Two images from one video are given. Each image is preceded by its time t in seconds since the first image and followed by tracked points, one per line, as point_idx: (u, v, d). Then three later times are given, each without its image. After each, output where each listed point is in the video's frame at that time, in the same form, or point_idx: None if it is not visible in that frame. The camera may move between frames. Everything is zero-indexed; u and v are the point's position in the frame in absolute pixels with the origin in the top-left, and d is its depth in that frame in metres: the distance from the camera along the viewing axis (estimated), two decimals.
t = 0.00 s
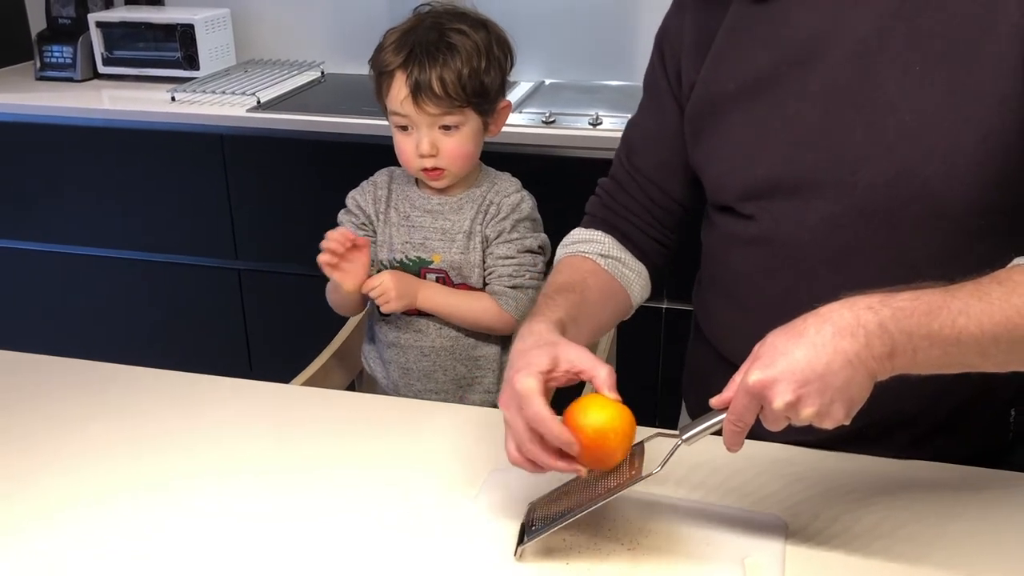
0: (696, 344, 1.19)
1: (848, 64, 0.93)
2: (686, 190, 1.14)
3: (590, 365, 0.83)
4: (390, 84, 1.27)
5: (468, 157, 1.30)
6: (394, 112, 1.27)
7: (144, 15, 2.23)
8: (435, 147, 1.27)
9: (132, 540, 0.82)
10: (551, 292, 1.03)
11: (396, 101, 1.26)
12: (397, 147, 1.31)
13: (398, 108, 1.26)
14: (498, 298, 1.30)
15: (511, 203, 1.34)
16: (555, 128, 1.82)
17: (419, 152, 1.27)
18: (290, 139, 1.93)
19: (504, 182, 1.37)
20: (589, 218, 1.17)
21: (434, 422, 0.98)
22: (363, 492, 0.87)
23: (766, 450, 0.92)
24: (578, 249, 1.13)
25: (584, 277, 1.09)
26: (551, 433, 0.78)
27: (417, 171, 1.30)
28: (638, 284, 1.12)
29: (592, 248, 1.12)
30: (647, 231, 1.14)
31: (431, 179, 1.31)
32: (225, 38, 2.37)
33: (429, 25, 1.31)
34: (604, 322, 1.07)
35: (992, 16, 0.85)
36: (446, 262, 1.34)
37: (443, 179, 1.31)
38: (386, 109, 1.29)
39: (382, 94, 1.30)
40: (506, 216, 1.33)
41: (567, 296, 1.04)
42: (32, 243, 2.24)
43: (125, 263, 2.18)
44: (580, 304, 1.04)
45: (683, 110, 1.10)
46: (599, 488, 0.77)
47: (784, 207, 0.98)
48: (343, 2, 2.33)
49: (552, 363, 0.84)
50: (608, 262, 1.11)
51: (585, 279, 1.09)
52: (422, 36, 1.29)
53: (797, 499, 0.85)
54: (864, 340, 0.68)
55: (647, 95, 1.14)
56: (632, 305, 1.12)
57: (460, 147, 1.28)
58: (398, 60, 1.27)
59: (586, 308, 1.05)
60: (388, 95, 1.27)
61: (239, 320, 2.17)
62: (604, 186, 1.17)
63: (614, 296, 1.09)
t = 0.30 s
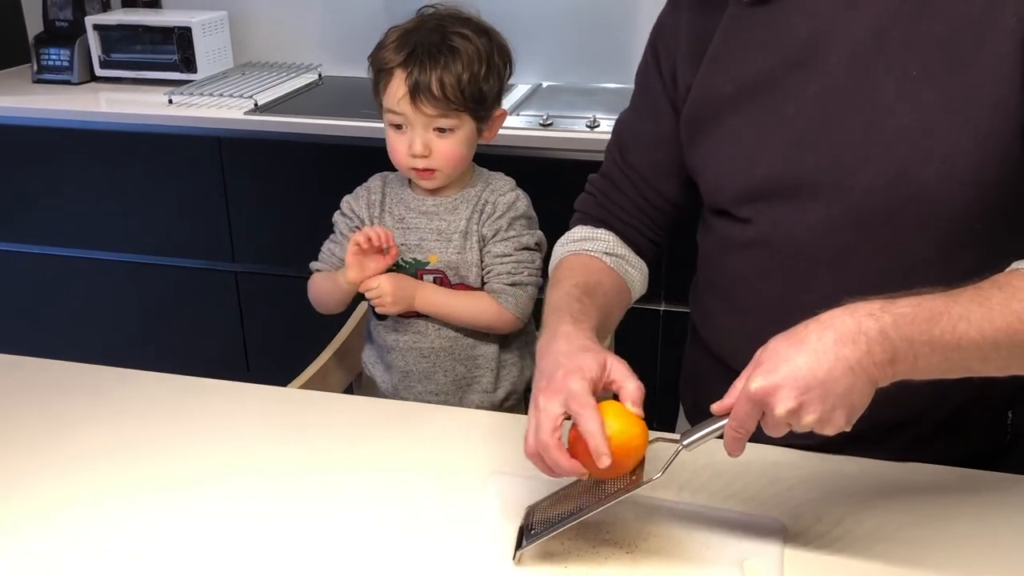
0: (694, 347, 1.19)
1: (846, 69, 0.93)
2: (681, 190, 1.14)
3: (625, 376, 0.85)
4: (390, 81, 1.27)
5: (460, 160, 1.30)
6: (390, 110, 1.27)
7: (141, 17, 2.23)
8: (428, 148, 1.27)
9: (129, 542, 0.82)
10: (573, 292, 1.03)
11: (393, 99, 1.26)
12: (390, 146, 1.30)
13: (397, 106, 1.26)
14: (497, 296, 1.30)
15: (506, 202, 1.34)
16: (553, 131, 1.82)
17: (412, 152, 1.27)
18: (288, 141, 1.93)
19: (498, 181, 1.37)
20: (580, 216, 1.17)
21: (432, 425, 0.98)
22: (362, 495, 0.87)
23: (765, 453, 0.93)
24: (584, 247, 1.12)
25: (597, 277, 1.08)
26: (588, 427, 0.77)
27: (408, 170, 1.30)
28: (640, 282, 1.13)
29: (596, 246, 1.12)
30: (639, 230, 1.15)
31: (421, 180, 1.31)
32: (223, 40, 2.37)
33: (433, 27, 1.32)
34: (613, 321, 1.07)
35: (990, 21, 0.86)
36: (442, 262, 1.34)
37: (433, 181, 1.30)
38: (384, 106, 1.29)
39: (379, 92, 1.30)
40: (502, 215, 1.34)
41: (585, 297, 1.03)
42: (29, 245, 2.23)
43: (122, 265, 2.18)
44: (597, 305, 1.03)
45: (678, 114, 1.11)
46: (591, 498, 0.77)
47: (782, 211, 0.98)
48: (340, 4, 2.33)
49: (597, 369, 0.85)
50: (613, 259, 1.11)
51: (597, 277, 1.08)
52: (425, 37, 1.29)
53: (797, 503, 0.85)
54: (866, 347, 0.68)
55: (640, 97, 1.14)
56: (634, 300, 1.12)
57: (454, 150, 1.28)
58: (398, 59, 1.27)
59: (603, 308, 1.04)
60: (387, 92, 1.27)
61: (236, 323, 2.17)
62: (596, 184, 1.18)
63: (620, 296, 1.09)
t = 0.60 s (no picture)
0: (692, 348, 1.19)
1: (845, 71, 0.93)
2: (673, 188, 1.15)
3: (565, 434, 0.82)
4: (370, 79, 1.27)
5: (439, 161, 1.29)
6: (370, 108, 1.28)
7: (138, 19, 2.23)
8: (406, 148, 1.27)
9: (128, 544, 0.82)
10: (547, 300, 1.00)
11: (372, 97, 1.27)
12: (371, 144, 1.31)
13: (375, 104, 1.27)
14: (484, 298, 1.30)
15: (494, 205, 1.35)
16: (550, 132, 1.82)
17: (391, 150, 1.27)
18: (285, 143, 1.93)
19: (487, 184, 1.37)
20: (570, 215, 1.16)
21: (430, 427, 0.98)
22: (360, 496, 0.86)
23: (764, 455, 0.93)
24: (566, 252, 1.10)
25: (575, 286, 1.06)
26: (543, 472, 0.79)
27: (388, 168, 1.30)
28: (623, 287, 1.12)
29: (579, 252, 1.10)
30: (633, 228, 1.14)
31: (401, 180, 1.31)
32: (220, 42, 2.37)
33: (415, 28, 1.32)
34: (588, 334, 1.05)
35: (988, 25, 0.86)
36: (427, 264, 1.34)
37: (412, 181, 1.30)
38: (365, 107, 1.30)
39: (361, 90, 1.30)
40: (489, 217, 1.34)
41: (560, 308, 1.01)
42: (26, 246, 2.23)
43: (119, 267, 2.18)
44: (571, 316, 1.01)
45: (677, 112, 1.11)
46: (586, 503, 0.77)
47: (780, 213, 0.98)
48: (338, 6, 2.34)
49: (541, 413, 0.82)
50: (595, 266, 1.09)
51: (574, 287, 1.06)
52: (408, 37, 1.30)
53: (796, 505, 0.85)
54: (866, 351, 0.69)
55: (638, 93, 1.14)
56: (614, 307, 1.11)
57: (432, 151, 1.28)
58: (379, 57, 1.28)
59: (575, 319, 1.02)
60: (366, 92, 1.28)
61: (233, 324, 2.16)
62: (590, 182, 1.17)
63: (596, 304, 1.07)
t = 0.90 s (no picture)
0: (691, 348, 1.19)
1: (843, 71, 0.93)
2: (683, 194, 1.14)
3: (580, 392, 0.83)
4: (352, 85, 1.28)
5: (424, 167, 1.29)
6: (355, 115, 1.28)
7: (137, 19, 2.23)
8: (390, 154, 1.27)
9: (127, 544, 0.82)
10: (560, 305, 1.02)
11: (355, 103, 1.27)
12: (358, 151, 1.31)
13: (357, 111, 1.27)
14: (466, 316, 1.30)
15: (482, 224, 1.34)
16: (549, 133, 1.82)
17: (375, 157, 1.27)
18: (284, 143, 1.93)
19: (477, 201, 1.37)
20: (589, 226, 1.17)
21: (429, 427, 0.97)
22: (360, 496, 0.86)
23: (762, 454, 0.93)
24: (583, 258, 1.13)
25: (592, 288, 1.08)
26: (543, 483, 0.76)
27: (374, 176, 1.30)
28: (645, 291, 1.12)
29: (595, 257, 1.12)
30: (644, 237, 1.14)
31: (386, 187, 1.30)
32: (219, 42, 2.37)
33: (398, 33, 1.33)
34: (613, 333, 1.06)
35: (985, 24, 0.86)
36: (412, 277, 1.34)
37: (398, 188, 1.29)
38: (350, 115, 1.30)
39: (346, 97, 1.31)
40: (476, 235, 1.33)
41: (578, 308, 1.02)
42: (25, 246, 2.23)
43: (118, 267, 2.17)
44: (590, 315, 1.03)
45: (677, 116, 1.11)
46: (591, 497, 0.77)
47: (778, 213, 0.98)
48: (337, 6, 2.34)
49: (553, 389, 0.83)
50: (613, 270, 1.11)
51: (591, 290, 1.08)
52: (390, 41, 1.31)
53: (794, 504, 0.85)
54: (861, 348, 0.69)
55: (641, 100, 1.15)
56: (639, 311, 1.12)
57: (416, 156, 1.28)
58: (361, 63, 1.29)
59: (594, 317, 1.03)
60: (350, 99, 1.28)
61: (233, 324, 2.16)
62: (602, 194, 1.18)
63: (616, 303, 1.08)
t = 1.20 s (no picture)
0: (691, 347, 1.19)
1: (843, 69, 0.93)
2: (681, 190, 1.15)
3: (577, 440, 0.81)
4: (362, 107, 1.29)
5: (432, 196, 1.30)
6: (364, 140, 1.29)
7: (138, 19, 2.23)
8: (396, 179, 1.28)
9: (128, 543, 0.82)
10: (561, 303, 1.02)
11: (365, 126, 1.28)
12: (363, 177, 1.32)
13: (366, 134, 1.28)
14: (498, 341, 1.35)
15: (495, 251, 1.36)
16: (550, 133, 1.82)
17: (382, 183, 1.28)
18: (285, 142, 1.93)
19: (485, 228, 1.38)
20: (578, 221, 1.17)
21: (430, 425, 0.98)
22: (360, 496, 0.87)
23: (762, 453, 0.93)
24: (575, 254, 1.12)
25: (585, 287, 1.08)
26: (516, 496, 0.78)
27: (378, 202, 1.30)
28: (632, 290, 1.12)
29: (588, 254, 1.12)
30: (638, 234, 1.14)
31: (390, 215, 1.31)
32: (220, 42, 2.37)
33: (410, 62, 1.35)
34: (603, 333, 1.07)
35: (984, 22, 0.86)
36: (430, 314, 1.36)
37: (403, 217, 1.30)
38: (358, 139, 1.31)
39: (354, 121, 1.32)
40: (491, 262, 1.36)
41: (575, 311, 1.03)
42: (26, 246, 2.23)
43: (118, 267, 2.18)
44: (585, 319, 1.03)
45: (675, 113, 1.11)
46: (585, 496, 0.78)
47: (777, 211, 0.98)
48: (338, 6, 2.34)
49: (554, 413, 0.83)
50: (604, 267, 1.11)
51: (587, 290, 1.07)
52: (403, 68, 1.33)
53: (794, 502, 0.86)
54: (861, 347, 0.69)
55: (639, 94, 1.15)
56: (625, 310, 1.12)
57: (425, 183, 1.29)
58: (373, 86, 1.31)
59: (589, 322, 1.03)
60: (359, 122, 1.29)
61: (234, 324, 2.16)
62: (596, 187, 1.18)
63: (609, 304, 1.08)
